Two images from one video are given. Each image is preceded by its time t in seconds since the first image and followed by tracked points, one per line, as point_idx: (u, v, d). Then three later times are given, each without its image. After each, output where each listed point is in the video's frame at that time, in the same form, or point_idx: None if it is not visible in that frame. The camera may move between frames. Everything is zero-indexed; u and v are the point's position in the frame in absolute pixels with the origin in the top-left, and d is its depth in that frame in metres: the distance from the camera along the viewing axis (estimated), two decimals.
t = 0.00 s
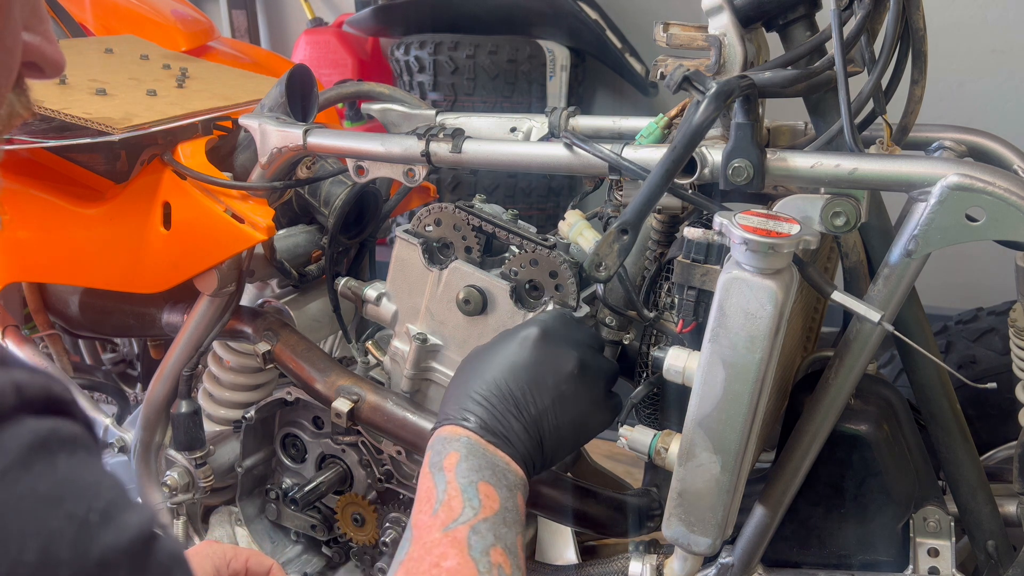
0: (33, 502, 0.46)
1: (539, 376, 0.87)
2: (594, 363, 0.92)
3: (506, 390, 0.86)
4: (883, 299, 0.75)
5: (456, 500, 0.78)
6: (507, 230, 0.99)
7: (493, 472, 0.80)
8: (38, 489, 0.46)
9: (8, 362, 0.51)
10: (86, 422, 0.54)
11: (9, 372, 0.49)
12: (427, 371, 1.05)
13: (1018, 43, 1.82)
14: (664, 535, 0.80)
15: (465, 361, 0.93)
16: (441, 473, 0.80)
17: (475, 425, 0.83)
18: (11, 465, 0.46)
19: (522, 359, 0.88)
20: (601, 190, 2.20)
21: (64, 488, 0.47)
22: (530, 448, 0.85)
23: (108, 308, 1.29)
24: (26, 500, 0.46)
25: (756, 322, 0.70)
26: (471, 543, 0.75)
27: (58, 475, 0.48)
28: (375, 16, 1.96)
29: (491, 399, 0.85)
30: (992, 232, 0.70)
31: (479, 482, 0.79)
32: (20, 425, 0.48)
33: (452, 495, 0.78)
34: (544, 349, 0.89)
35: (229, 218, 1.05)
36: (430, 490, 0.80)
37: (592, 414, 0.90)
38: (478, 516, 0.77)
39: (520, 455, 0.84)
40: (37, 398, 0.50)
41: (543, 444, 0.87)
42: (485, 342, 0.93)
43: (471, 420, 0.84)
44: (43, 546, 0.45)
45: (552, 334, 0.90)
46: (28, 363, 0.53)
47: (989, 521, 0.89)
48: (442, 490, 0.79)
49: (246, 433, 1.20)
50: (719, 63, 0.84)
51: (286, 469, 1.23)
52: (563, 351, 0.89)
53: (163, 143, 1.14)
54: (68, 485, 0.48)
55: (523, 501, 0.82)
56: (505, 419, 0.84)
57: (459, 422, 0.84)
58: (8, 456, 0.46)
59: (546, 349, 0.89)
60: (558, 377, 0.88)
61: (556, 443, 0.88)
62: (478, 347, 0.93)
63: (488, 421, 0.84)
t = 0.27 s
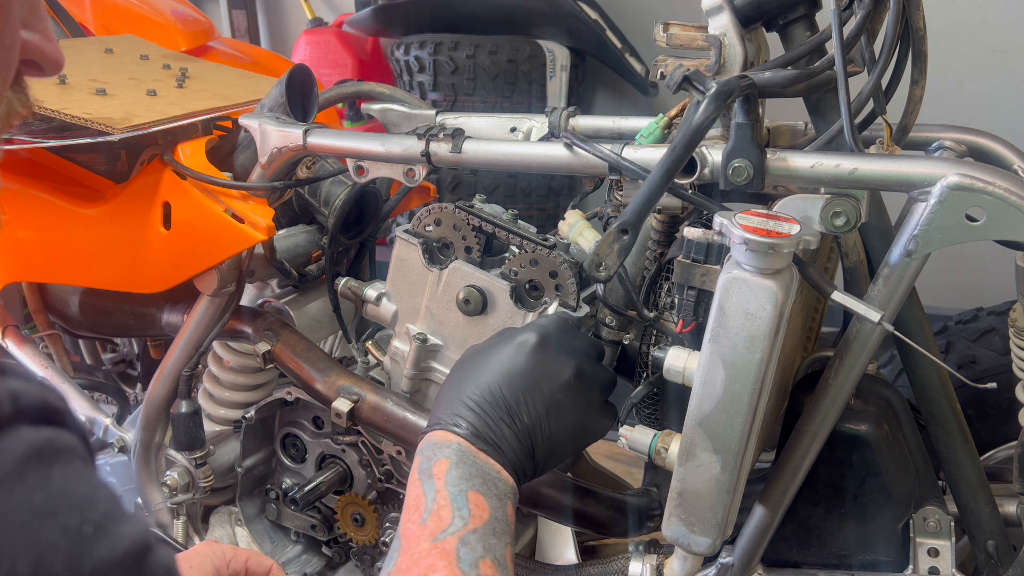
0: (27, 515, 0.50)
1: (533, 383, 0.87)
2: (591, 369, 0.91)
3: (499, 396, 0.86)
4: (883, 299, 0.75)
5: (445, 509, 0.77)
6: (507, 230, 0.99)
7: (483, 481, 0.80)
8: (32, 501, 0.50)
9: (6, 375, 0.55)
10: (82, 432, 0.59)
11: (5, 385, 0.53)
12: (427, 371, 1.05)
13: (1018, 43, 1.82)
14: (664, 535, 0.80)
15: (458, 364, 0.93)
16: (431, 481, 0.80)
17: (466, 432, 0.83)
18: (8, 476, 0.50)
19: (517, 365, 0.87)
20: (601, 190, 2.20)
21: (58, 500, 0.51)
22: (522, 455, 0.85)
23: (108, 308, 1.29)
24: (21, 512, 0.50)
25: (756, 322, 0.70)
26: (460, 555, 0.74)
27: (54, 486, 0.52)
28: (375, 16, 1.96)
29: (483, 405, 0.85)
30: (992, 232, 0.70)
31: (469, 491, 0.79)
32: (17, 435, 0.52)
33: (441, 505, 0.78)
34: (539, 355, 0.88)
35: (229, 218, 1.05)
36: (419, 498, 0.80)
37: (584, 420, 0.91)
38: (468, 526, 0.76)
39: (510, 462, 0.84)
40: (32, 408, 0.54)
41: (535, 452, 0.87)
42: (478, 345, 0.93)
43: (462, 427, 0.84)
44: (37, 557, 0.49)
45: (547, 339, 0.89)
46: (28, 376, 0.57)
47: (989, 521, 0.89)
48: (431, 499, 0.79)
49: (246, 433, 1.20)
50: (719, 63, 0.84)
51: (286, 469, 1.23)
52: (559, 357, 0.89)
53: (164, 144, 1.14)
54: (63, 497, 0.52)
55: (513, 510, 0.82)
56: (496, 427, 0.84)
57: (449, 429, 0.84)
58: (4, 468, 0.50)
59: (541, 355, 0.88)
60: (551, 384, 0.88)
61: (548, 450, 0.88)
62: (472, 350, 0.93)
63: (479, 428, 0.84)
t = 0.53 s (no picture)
0: (24, 521, 0.50)
1: (531, 393, 0.87)
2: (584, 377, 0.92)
3: (495, 404, 0.86)
4: (883, 298, 0.75)
5: (439, 518, 0.77)
6: (507, 230, 0.99)
7: (477, 490, 0.80)
8: (30, 506, 0.50)
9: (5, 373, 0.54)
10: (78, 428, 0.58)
11: (4, 384, 0.52)
12: (427, 371, 1.05)
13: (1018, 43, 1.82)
14: (664, 535, 0.80)
15: (448, 361, 0.92)
16: (424, 486, 0.79)
17: (462, 438, 0.83)
18: (7, 481, 0.50)
19: (518, 374, 0.87)
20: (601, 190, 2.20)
21: (55, 507, 0.51)
22: (511, 464, 0.86)
23: (108, 308, 1.29)
24: (19, 518, 0.50)
25: (756, 322, 0.70)
26: (454, 566, 0.74)
27: (54, 492, 0.51)
28: (375, 16, 1.96)
29: (481, 413, 0.85)
30: (992, 232, 0.70)
31: (464, 500, 0.78)
32: (19, 436, 0.51)
33: (435, 513, 0.77)
34: (540, 365, 0.88)
35: (229, 218, 1.05)
36: (411, 503, 0.79)
37: (570, 431, 0.92)
38: (462, 538, 0.76)
39: (500, 471, 0.85)
40: (33, 407, 0.53)
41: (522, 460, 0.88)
42: (469, 343, 0.92)
43: (458, 432, 0.83)
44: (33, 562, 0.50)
45: (549, 348, 0.89)
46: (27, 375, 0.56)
47: (989, 521, 0.89)
48: (425, 506, 0.78)
49: (246, 433, 1.20)
50: (719, 63, 0.84)
51: (286, 469, 1.23)
52: (557, 369, 0.89)
53: (163, 144, 1.14)
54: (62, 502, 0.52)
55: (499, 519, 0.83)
56: (492, 436, 0.84)
57: (444, 433, 0.83)
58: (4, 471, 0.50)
59: (542, 365, 0.88)
60: (548, 396, 0.88)
61: (535, 460, 0.89)
62: (464, 348, 0.92)
63: (475, 435, 0.83)
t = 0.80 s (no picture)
0: (19, 543, 0.48)
1: (529, 430, 0.87)
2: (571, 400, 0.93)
3: (497, 440, 0.84)
4: (883, 298, 0.75)
5: (440, 549, 0.76)
6: (507, 230, 0.99)
7: (473, 524, 0.80)
8: (26, 529, 0.49)
9: (4, 388, 0.53)
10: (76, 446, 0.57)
11: (3, 400, 0.51)
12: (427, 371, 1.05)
13: (1018, 43, 1.82)
14: (664, 535, 0.80)
15: (445, 378, 0.88)
16: (427, 514, 0.77)
17: (464, 472, 0.81)
18: (3, 502, 0.49)
19: (523, 411, 0.86)
20: (601, 190, 2.20)
21: (52, 530, 0.50)
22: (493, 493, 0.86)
23: (108, 308, 1.29)
24: (14, 540, 0.48)
25: (757, 322, 0.70)
26: None
27: (51, 513, 0.50)
28: (375, 16, 1.96)
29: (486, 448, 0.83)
30: (992, 233, 0.70)
31: (464, 535, 0.78)
32: (18, 455, 0.50)
33: (437, 543, 0.76)
34: (542, 403, 0.87)
35: (229, 218, 1.05)
36: (412, 529, 0.77)
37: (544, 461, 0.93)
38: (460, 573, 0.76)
39: (485, 502, 0.85)
40: (33, 424, 0.53)
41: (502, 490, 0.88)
42: (467, 362, 0.89)
43: (461, 465, 0.81)
44: None
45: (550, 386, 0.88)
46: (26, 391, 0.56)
47: (989, 521, 0.89)
48: (427, 535, 0.76)
49: (246, 433, 1.20)
50: (719, 63, 0.84)
51: (286, 469, 1.23)
52: (551, 408, 0.89)
53: (163, 143, 1.14)
54: (60, 523, 0.51)
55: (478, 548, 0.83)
56: (490, 471, 0.83)
57: (449, 463, 0.81)
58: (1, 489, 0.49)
59: (543, 402, 0.88)
60: (540, 433, 0.89)
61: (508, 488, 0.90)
62: (463, 367, 0.89)
63: (476, 470, 0.82)
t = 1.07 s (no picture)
0: (21, 548, 0.48)
1: (522, 430, 0.88)
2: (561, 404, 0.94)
3: (490, 440, 0.84)
4: (883, 298, 0.75)
5: (437, 549, 0.75)
6: (507, 230, 0.99)
7: (468, 525, 0.79)
8: (28, 534, 0.49)
9: (5, 391, 0.53)
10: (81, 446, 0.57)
11: (3, 401, 0.52)
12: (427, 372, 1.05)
13: (1018, 43, 1.82)
14: (664, 535, 0.80)
15: (437, 379, 0.88)
16: (423, 515, 0.77)
17: (459, 472, 0.81)
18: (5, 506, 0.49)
19: (516, 411, 0.86)
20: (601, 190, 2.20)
21: (54, 534, 0.50)
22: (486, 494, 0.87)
23: (108, 308, 1.29)
24: (16, 546, 0.48)
25: (756, 322, 0.70)
26: None
27: (53, 517, 0.50)
28: (375, 16, 1.96)
29: (479, 448, 0.83)
30: (992, 232, 0.70)
31: (459, 535, 0.77)
32: (19, 458, 0.50)
33: (433, 544, 0.76)
34: (535, 403, 0.88)
35: (229, 218, 1.05)
36: (408, 530, 0.76)
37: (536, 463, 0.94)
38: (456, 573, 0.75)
39: (479, 503, 0.85)
40: (33, 426, 0.52)
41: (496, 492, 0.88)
42: (459, 364, 0.90)
43: (456, 464, 0.81)
44: None
45: (542, 386, 0.89)
46: (27, 392, 0.55)
47: (989, 521, 0.89)
48: (423, 535, 0.76)
49: (246, 433, 1.20)
50: (719, 63, 0.84)
51: (286, 469, 1.23)
52: (542, 409, 0.90)
53: (163, 143, 1.14)
54: (63, 527, 0.51)
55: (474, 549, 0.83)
56: (483, 471, 0.84)
57: (443, 464, 0.81)
58: (4, 493, 0.49)
59: (536, 403, 0.88)
60: (532, 434, 0.89)
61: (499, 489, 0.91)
62: (455, 368, 0.89)
63: (470, 470, 0.82)
